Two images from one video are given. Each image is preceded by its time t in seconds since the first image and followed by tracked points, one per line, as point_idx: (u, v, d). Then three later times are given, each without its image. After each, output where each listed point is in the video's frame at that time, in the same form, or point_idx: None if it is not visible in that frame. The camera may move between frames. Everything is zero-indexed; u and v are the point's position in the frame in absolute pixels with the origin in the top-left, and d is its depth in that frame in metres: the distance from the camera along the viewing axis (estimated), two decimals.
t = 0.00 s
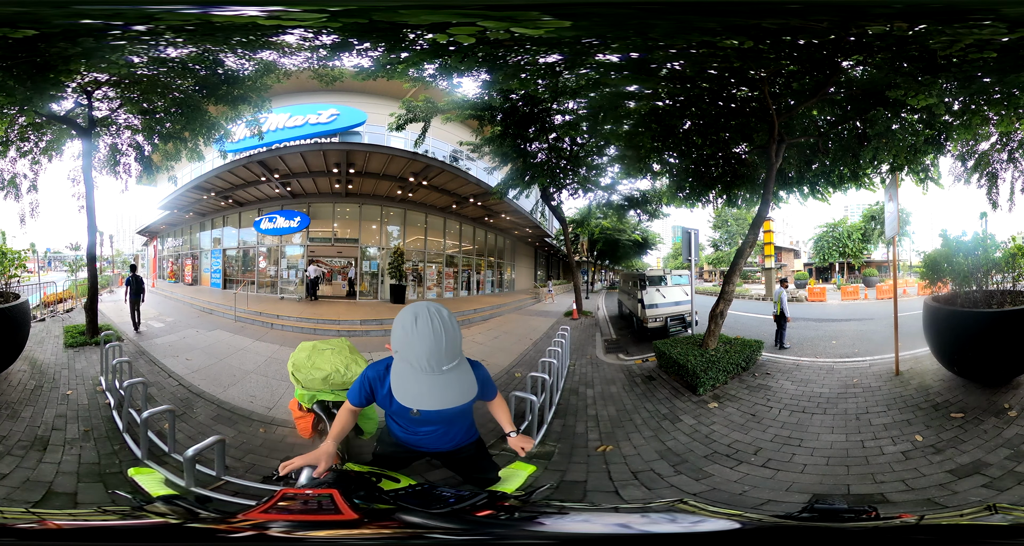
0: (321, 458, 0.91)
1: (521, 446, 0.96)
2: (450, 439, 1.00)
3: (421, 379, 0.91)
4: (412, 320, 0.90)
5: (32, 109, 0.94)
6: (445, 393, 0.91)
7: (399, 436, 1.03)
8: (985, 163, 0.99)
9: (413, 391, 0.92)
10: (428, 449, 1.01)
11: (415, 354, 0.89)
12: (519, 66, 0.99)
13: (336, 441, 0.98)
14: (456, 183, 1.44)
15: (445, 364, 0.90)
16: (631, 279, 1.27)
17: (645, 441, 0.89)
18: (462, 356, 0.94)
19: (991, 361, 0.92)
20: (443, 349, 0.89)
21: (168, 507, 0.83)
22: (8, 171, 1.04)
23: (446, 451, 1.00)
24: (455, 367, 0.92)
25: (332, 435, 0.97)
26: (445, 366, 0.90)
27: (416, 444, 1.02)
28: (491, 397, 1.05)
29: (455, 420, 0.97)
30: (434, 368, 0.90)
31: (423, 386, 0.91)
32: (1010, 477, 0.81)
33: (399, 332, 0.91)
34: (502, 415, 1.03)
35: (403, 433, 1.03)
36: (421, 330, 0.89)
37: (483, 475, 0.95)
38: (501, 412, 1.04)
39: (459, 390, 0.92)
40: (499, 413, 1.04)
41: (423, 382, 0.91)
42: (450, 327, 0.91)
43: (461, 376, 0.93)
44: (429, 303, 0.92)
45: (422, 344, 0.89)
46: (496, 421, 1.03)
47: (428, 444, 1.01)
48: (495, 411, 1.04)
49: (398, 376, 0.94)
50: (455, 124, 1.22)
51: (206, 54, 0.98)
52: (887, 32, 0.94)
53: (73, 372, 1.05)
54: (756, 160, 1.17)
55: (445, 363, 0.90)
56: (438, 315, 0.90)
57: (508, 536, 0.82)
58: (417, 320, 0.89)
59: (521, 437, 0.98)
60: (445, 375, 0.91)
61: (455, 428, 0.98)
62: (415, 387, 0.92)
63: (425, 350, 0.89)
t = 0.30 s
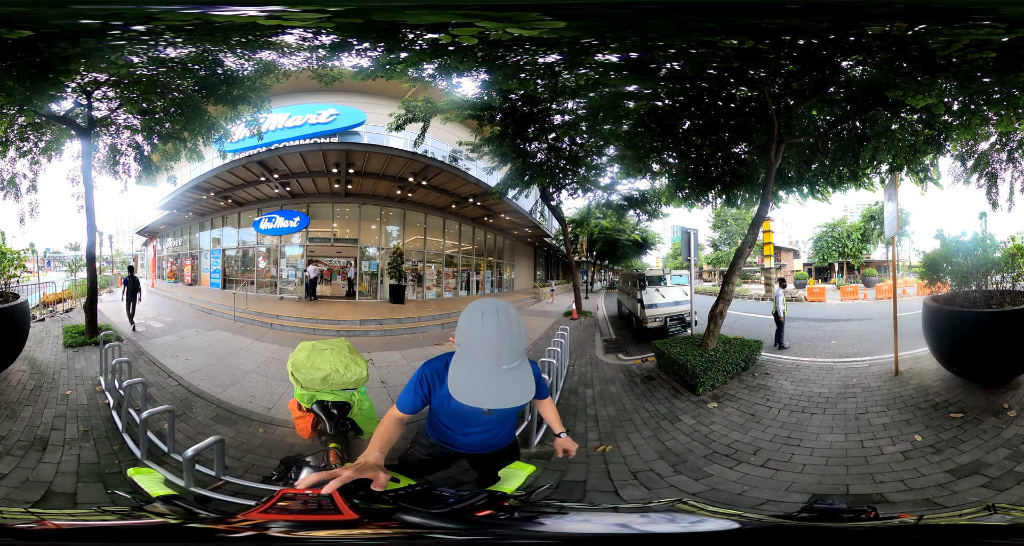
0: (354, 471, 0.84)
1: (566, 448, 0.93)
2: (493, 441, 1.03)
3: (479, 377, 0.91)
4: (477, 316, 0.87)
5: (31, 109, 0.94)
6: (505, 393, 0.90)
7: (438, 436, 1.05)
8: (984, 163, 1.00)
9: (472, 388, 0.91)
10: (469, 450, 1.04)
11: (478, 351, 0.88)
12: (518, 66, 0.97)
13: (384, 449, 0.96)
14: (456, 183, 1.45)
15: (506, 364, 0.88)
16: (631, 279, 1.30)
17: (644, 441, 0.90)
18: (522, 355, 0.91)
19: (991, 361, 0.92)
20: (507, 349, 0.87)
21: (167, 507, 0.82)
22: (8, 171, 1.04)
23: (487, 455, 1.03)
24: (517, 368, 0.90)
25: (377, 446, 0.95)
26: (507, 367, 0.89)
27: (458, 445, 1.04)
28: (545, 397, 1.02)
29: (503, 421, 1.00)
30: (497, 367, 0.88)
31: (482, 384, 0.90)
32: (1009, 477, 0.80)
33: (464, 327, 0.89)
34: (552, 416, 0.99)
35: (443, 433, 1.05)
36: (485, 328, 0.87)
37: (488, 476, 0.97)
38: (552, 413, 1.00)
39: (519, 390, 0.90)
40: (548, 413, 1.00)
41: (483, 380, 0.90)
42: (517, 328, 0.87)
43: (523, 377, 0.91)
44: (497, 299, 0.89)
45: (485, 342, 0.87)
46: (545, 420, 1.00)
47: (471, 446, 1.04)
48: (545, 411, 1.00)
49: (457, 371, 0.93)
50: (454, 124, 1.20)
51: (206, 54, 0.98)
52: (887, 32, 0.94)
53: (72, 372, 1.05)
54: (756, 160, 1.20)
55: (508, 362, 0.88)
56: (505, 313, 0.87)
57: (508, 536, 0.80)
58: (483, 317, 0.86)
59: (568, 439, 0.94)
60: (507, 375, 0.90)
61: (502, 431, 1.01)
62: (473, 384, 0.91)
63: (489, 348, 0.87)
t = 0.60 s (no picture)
0: (337, 491, 0.82)
1: (572, 437, 0.97)
2: (507, 442, 1.01)
3: (480, 376, 0.91)
4: (478, 317, 0.85)
5: (30, 109, 0.94)
6: (506, 391, 0.91)
7: (449, 440, 1.03)
8: (983, 163, 1.00)
9: (472, 388, 0.91)
10: (482, 451, 1.04)
11: (478, 352, 0.87)
12: (518, 66, 0.97)
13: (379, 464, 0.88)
14: (455, 183, 1.44)
15: (508, 364, 0.89)
16: (631, 279, 1.30)
17: (643, 441, 0.90)
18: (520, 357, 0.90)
19: (990, 361, 0.92)
20: (510, 350, 0.86)
21: (167, 507, 0.81)
22: (7, 171, 1.04)
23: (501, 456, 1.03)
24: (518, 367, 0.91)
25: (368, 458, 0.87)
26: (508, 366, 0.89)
27: (471, 446, 1.03)
28: (552, 394, 1.02)
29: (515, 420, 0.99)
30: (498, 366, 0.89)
31: (484, 384, 0.91)
32: (1008, 477, 0.80)
33: (463, 328, 0.86)
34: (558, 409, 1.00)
35: (453, 437, 1.03)
36: (487, 329, 0.85)
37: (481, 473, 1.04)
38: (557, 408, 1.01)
39: (519, 389, 0.92)
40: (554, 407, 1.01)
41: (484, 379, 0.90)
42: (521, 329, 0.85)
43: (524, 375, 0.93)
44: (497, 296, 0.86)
45: (487, 343, 0.86)
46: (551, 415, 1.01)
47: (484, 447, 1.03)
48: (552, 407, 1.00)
49: (454, 371, 0.92)
50: (454, 124, 1.21)
51: (204, 54, 0.98)
52: (887, 32, 0.94)
53: (72, 371, 1.05)
54: (754, 160, 1.20)
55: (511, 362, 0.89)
56: (508, 312, 0.85)
57: (508, 536, 0.79)
58: (484, 318, 0.84)
59: (574, 429, 0.97)
60: (509, 374, 0.90)
61: (515, 431, 1.00)
62: (473, 384, 0.91)
63: (491, 349, 0.86)
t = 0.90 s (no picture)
0: (337, 487, 0.84)
1: (561, 433, 0.98)
2: (508, 444, 1.07)
3: (433, 388, 0.90)
4: (430, 322, 0.89)
5: (29, 109, 0.94)
6: (460, 402, 0.90)
7: (449, 449, 1.05)
8: (983, 163, 1.00)
9: (422, 402, 0.90)
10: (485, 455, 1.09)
11: (431, 361, 0.88)
12: (517, 66, 0.97)
13: (370, 464, 0.95)
14: (454, 183, 1.44)
15: (459, 371, 0.90)
16: (628, 280, 1.41)
17: (642, 441, 0.90)
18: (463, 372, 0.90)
19: (987, 361, 0.92)
20: (462, 355, 0.89)
21: (166, 507, 0.83)
22: (6, 172, 1.04)
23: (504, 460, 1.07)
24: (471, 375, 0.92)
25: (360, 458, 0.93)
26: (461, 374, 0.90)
27: (475, 451, 1.08)
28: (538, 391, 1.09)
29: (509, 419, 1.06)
30: (451, 375, 0.89)
31: (438, 396, 0.90)
32: (1007, 477, 0.80)
33: (415, 335, 0.89)
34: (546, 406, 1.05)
35: (455, 446, 1.06)
36: (437, 334, 0.88)
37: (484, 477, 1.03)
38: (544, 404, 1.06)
39: (461, 409, 0.90)
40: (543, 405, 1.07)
41: (436, 390, 0.90)
42: (473, 333, 0.90)
43: (477, 384, 0.93)
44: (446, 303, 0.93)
45: (437, 350, 0.88)
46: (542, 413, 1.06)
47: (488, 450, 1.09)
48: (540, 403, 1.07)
49: (405, 387, 0.91)
50: (453, 124, 1.23)
51: (203, 54, 0.98)
52: (886, 33, 0.93)
53: (71, 372, 1.06)
54: (753, 160, 1.22)
55: (463, 369, 0.90)
56: (460, 315, 0.90)
57: (507, 536, 0.80)
58: (437, 322, 0.88)
59: (562, 425, 0.99)
60: (462, 383, 0.91)
61: (512, 433, 1.06)
62: (424, 397, 0.90)
63: (438, 359, 0.88)
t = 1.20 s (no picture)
0: (343, 488, 0.86)
1: (559, 440, 0.97)
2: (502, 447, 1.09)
3: (400, 404, 0.86)
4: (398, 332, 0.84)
5: (28, 109, 0.94)
6: (428, 421, 0.85)
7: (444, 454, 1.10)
8: (982, 163, 1.00)
9: (387, 418, 0.86)
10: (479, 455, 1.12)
11: (396, 375, 0.83)
12: (516, 66, 0.97)
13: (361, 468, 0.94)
14: (453, 183, 1.45)
15: (428, 387, 0.84)
16: (627, 279, 1.43)
17: (641, 441, 0.90)
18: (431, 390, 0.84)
19: (985, 361, 0.92)
20: (431, 370, 0.83)
21: (164, 507, 0.82)
22: (5, 172, 1.04)
23: (499, 462, 1.09)
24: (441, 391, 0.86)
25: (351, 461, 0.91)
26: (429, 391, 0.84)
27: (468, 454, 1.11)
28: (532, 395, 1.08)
29: (501, 423, 1.08)
30: (418, 391, 0.84)
31: (406, 411, 0.85)
32: (1006, 477, 0.80)
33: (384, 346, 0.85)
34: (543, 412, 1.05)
35: (447, 449, 1.10)
36: (404, 347, 0.82)
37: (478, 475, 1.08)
38: (541, 409, 1.07)
39: (427, 427, 0.85)
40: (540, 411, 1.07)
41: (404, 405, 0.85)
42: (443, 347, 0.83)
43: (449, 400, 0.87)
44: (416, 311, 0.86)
45: (403, 364, 0.83)
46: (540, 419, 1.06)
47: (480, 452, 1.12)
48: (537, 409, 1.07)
49: (376, 400, 0.89)
50: (452, 124, 1.21)
51: (201, 54, 0.97)
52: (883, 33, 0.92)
53: (70, 372, 1.06)
54: (752, 160, 1.22)
55: (432, 385, 0.84)
56: (429, 326, 0.83)
57: (507, 536, 0.78)
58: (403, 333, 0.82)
59: (560, 432, 0.98)
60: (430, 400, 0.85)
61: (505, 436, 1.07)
62: (390, 413, 0.86)
63: (403, 375, 0.82)
